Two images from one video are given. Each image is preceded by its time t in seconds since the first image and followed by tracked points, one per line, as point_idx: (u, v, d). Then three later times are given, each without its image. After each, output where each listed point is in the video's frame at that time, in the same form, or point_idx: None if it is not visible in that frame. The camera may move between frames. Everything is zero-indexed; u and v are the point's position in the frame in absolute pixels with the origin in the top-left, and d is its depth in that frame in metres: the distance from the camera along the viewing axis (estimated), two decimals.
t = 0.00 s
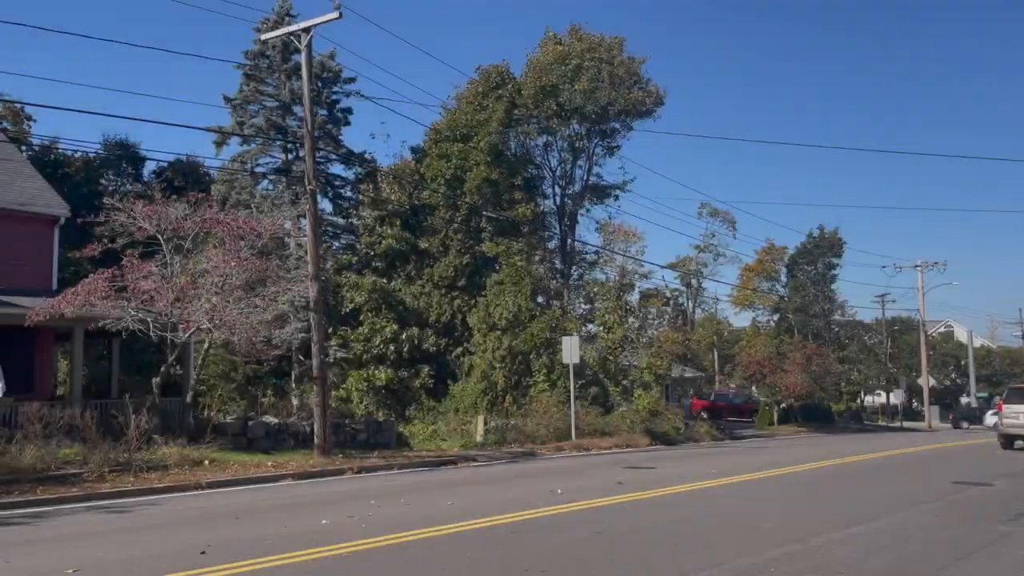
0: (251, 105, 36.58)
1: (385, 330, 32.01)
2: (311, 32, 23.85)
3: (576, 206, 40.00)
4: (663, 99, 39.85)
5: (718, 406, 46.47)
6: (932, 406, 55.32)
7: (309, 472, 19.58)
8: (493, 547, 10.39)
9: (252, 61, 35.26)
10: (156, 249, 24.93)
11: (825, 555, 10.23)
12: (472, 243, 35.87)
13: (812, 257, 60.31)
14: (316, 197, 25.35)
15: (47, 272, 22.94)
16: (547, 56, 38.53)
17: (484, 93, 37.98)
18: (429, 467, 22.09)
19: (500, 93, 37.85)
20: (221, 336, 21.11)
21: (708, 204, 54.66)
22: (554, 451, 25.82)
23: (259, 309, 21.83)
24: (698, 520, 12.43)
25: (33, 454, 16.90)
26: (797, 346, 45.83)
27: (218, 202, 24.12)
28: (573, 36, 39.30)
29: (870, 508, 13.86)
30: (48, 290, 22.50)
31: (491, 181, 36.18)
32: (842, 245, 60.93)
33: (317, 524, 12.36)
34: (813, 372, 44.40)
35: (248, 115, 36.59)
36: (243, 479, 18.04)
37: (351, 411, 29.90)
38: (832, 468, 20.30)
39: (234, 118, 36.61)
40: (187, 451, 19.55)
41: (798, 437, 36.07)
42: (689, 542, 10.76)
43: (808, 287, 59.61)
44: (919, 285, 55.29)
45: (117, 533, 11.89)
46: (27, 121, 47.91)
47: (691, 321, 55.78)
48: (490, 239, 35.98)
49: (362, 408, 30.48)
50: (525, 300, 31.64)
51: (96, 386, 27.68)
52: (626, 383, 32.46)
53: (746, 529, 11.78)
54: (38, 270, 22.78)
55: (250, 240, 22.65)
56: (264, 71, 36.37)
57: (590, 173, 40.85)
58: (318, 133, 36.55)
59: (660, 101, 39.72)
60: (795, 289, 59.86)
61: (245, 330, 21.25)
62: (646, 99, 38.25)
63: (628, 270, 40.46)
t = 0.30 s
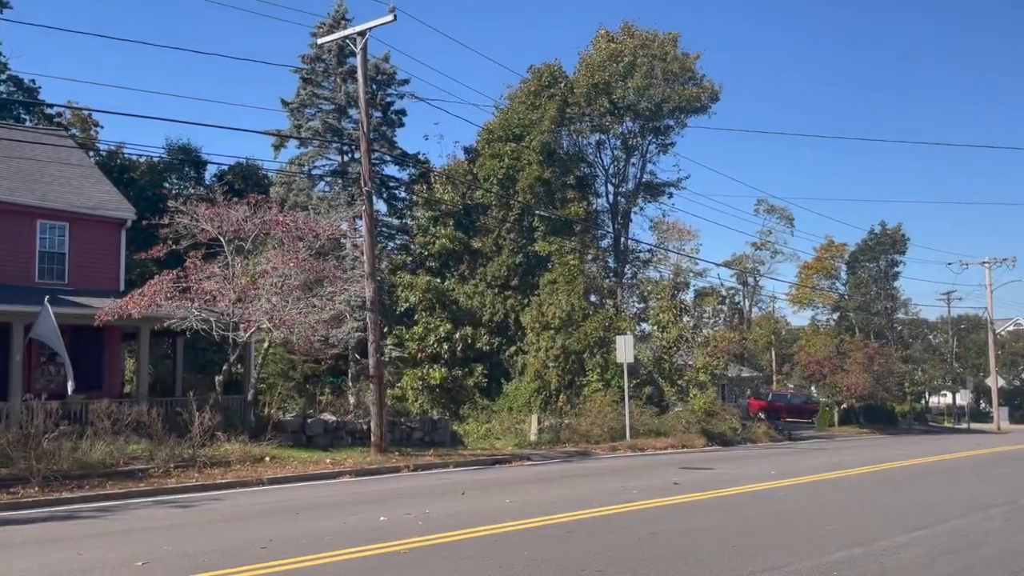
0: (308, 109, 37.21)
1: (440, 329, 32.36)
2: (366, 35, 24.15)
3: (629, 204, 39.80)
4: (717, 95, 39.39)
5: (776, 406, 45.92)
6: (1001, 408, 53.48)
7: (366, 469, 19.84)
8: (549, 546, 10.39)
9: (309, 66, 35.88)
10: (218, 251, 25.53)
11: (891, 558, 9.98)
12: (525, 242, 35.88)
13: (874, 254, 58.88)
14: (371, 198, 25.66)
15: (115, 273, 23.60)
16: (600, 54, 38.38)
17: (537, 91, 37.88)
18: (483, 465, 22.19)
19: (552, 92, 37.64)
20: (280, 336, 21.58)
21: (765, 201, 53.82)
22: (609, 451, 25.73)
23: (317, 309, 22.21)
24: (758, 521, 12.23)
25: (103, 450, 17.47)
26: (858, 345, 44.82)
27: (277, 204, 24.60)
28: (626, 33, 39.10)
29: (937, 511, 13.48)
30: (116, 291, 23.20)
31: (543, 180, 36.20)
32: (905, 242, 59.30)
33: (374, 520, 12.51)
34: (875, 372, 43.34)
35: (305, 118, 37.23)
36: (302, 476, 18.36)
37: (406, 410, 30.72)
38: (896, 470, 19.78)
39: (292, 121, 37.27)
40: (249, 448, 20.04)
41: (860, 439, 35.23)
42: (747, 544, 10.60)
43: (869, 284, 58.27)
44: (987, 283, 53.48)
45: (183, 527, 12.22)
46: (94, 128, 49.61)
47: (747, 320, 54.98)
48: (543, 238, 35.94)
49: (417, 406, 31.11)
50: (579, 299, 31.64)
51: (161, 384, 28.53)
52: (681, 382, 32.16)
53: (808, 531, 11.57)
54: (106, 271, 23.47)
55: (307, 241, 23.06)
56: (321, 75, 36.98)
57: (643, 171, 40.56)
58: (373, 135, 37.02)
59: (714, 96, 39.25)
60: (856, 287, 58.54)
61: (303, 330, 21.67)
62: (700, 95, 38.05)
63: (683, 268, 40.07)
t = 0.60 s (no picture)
0: (379, 111, 37.77)
1: (508, 328, 32.34)
2: (435, 36, 24.38)
3: (700, 200, 39.26)
4: (791, 88, 38.51)
5: (854, 407, 44.65)
6: None
7: (437, 466, 20.05)
8: (621, 546, 10.32)
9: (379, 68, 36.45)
10: (294, 251, 26.16)
11: (979, 565, 9.60)
12: (594, 240, 35.71)
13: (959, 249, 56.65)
14: (441, 198, 25.91)
15: (196, 273, 24.43)
16: (670, 49, 37.93)
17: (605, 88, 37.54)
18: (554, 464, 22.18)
19: (621, 88, 37.28)
20: (354, 334, 22.03)
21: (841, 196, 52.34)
22: (681, 451, 25.42)
23: (389, 308, 22.56)
24: (837, 525, 11.90)
25: (186, 445, 18.09)
26: (941, 344, 43.23)
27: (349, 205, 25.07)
28: (696, 27, 38.56)
29: None
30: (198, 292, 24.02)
31: (612, 177, 35.98)
32: (992, 236, 56.93)
33: (447, 517, 12.63)
34: (960, 372, 41.72)
35: (376, 120, 37.83)
36: (376, 472, 18.67)
37: (474, 407, 30.83)
38: (984, 473, 18.99)
39: (364, 123, 37.93)
40: (324, 444, 20.48)
41: (945, 441, 33.97)
42: (826, 548, 10.33)
43: (953, 280, 56.10)
44: None
45: (262, 520, 12.57)
46: (175, 133, 51.48)
47: (823, 318, 53.59)
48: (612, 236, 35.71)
49: (486, 404, 31.21)
50: (648, 298, 31.37)
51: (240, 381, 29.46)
52: (755, 382, 31.54)
53: (890, 536, 11.20)
54: (188, 272, 24.30)
55: (380, 241, 23.44)
56: (391, 77, 37.52)
57: (714, 167, 39.92)
58: (442, 135, 37.39)
59: (788, 89, 38.37)
60: (939, 283, 56.42)
61: (376, 328, 22.09)
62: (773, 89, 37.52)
63: (756, 265, 39.29)
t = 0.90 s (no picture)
0: (454, 112, 38.14)
1: (583, 326, 32.23)
2: (511, 37, 24.50)
3: (780, 196, 38.41)
4: (876, 79, 37.32)
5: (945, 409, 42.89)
6: None
7: (515, 464, 20.15)
8: (704, 547, 10.20)
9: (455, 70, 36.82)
10: (373, 252, 26.64)
11: None
12: (670, 238, 35.31)
13: None
14: (516, 197, 26.00)
15: (280, 274, 25.14)
16: (749, 43, 37.21)
17: (682, 83, 37.00)
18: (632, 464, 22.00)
19: (698, 83, 36.69)
20: (431, 333, 22.33)
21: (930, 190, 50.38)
22: (762, 452, 24.91)
23: (465, 307, 22.80)
24: (930, 530, 11.49)
25: (272, 440, 18.64)
26: None
27: (426, 206, 25.38)
28: (776, 19, 37.74)
29: None
30: (282, 292, 24.71)
31: (689, 174, 35.51)
32: None
33: (526, 515, 12.69)
34: None
35: (451, 122, 38.20)
36: (455, 469, 18.89)
37: (549, 407, 31.08)
38: None
39: (439, 125, 38.37)
40: (404, 441, 20.82)
41: None
42: (921, 554, 9.99)
43: None
44: None
45: (346, 515, 12.85)
46: (259, 138, 53.15)
47: (911, 317, 51.68)
48: (689, 233, 35.27)
49: (561, 403, 31.36)
50: (727, 296, 30.83)
51: (323, 379, 30.29)
52: (839, 382, 30.64)
53: (989, 543, 10.74)
54: (272, 273, 25.03)
55: (455, 242, 23.72)
56: (466, 79, 37.85)
57: (795, 162, 38.97)
58: (517, 135, 37.52)
59: (874, 80, 37.19)
60: None
61: (453, 327, 22.34)
62: (857, 81, 36.53)
63: (840, 262, 38.17)
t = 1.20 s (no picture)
0: (532, 112, 38.20)
1: (663, 326, 31.70)
2: (589, 34, 24.41)
3: (870, 191, 37.17)
4: (974, 67, 35.70)
5: None
6: None
7: (596, 464, 20.06)
8: (794, 551, 9.93)
9: (533, 70, 36.87)
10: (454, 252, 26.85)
11: None
12: (754, 235, 34.57)
13: None
14: (595, 195, 25.88)
15: (363, 274, 25.67)
16: (835, 33, 36.08)
17: (766, 75, 36.18)
18: (716, 466, 21.64)
19: (783, 76, 35.80)
20: (511, 332, 22.42)
21: None
22: (851, 455, 24.12)
23: (545, 306, 22.83)
24: None
25: (358, 436, 19.04)
26: None
27: (505, 205, 25.48)
28: (865, 7, 36.53)
29: None
30: (365, 291, 25.22)
31: (774, 169, 34.67)
32: None
33: (608, 515, 12.60)
34: None
35: (530, 121, 38.26)
36: (536, 467, 18.95)
37: (630, 406, 30.37)
38: None
39: (518, 125, 38.47)
40: (485, 439, 20.98)
41: None
42: None
43: None
44: None
45: (429, 511, 13.02)
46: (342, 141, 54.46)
47: (1013, 315, 49.23)
48: (773, 230, 34.47)
49: (642, 403, 30.72)
50: (815, 294, 29.96)
51: (405, 377, 30.82)
52: (934, 383, 29.42)
53: None
54: (356, 273, 25.57)
55: (535, 241, 23.91)
56: (544, 78, 37.86)
57: (886, 155, 37.60)
58: (595, 133, 37.31)
59: (971, 68, 35.60)
60: None
61: (533, 326, 22.38)
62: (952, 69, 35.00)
63: (934, 258, 36.64)
